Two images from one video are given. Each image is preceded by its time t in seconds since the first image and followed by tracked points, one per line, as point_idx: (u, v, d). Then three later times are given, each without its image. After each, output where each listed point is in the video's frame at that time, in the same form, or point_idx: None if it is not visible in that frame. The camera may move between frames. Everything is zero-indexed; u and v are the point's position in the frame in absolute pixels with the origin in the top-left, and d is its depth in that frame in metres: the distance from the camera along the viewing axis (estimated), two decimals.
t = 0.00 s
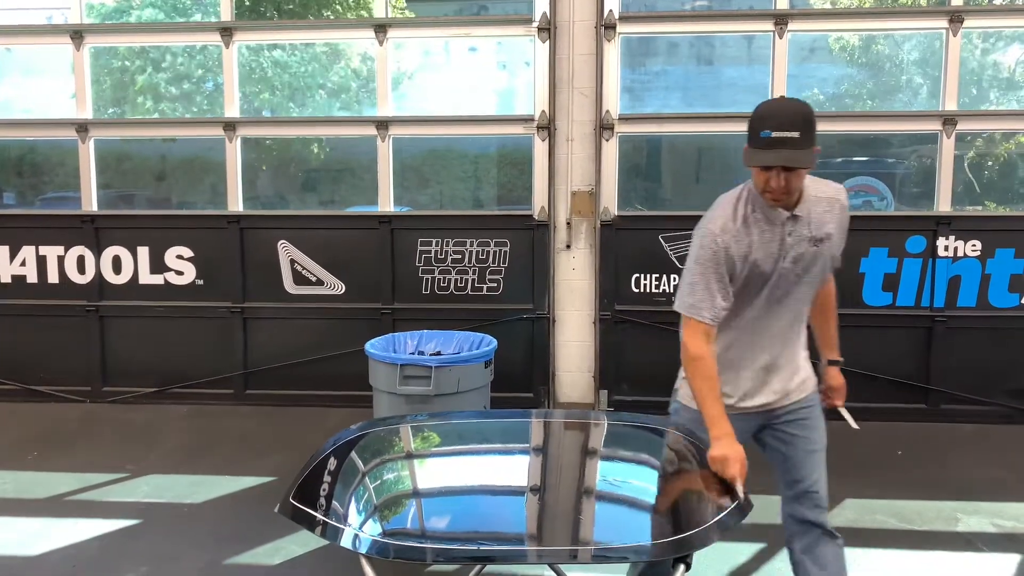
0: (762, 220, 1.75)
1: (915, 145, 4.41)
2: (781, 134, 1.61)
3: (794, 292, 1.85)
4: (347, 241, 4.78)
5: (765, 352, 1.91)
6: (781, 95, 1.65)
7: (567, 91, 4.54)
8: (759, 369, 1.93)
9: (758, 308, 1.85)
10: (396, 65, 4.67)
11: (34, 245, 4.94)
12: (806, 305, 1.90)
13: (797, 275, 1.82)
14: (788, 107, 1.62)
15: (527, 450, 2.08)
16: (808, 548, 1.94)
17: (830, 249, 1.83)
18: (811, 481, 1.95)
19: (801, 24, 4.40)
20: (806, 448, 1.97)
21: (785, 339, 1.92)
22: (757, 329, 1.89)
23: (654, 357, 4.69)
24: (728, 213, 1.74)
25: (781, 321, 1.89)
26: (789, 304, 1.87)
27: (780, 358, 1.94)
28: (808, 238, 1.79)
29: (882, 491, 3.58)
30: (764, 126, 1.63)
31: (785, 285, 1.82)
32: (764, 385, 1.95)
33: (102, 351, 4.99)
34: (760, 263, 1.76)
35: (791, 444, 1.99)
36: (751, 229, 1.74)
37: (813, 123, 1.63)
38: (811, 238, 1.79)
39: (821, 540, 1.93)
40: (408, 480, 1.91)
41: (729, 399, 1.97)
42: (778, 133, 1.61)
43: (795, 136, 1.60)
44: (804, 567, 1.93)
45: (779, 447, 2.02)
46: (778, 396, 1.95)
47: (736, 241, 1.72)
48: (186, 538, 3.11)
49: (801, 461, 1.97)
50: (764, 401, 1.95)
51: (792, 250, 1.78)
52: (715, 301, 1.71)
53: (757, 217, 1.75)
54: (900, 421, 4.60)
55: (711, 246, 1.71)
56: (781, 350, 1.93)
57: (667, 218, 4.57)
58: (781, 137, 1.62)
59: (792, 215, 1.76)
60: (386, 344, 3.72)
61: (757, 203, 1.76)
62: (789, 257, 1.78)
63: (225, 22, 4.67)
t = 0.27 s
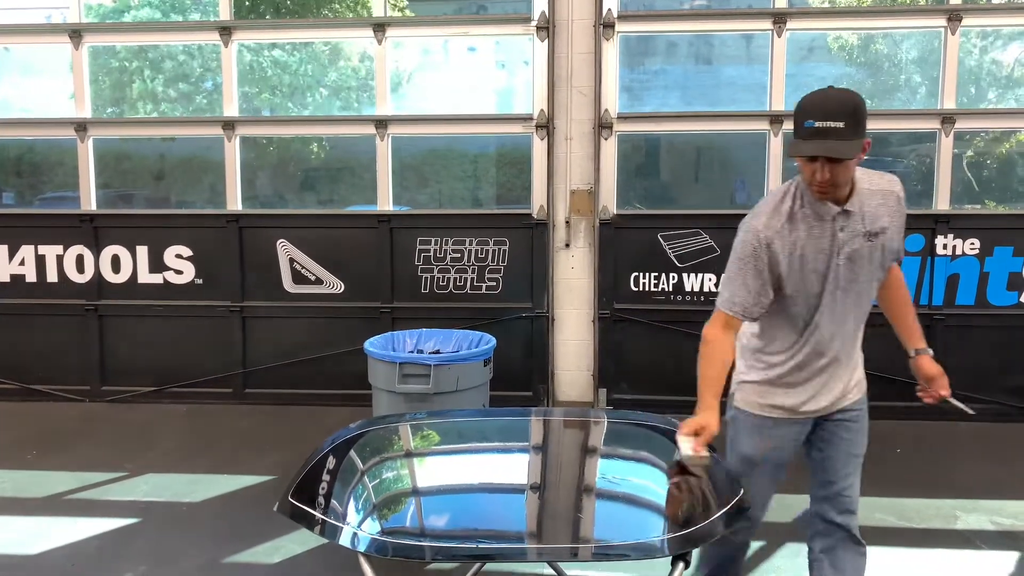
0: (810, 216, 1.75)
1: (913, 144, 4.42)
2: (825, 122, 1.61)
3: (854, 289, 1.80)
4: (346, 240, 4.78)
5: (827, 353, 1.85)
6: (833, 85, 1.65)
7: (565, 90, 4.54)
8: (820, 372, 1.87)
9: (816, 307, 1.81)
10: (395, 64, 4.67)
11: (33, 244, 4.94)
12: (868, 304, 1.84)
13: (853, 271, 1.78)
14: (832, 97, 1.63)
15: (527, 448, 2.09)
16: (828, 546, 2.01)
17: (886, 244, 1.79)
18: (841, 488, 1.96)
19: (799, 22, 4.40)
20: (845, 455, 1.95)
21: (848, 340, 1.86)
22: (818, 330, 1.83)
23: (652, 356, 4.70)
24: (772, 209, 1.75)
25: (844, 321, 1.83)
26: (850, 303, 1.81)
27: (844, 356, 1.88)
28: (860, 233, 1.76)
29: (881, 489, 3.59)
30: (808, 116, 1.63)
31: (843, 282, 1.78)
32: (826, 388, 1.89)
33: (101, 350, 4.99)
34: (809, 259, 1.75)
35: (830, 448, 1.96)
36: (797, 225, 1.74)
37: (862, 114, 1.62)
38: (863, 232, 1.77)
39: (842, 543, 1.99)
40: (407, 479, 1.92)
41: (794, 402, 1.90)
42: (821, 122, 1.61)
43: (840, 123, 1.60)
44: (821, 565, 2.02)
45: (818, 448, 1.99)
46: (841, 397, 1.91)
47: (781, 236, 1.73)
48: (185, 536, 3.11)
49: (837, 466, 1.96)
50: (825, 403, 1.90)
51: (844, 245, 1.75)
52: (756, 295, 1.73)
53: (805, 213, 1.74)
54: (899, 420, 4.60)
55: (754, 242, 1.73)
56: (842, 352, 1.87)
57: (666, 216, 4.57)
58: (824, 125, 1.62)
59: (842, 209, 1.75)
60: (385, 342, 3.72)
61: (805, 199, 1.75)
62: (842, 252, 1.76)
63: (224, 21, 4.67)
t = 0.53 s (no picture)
0: (825, 217, 1.71)
1: (912, 143, 4.42)
2: (832, 123, 1.57)
3: (877, 291, 1.74)
4: (346, 239, 4.78)
5: (855, 356, 1.79)
6: (842, 85, 1.62)
7: (564, 89, 4.54)
8: (845, 377, 1.81)
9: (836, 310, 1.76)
10: (394, 63, 4.67)
11: (32, 243, 4.94)
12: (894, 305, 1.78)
13: (875, 271, 1.73)
14: (837, 97, 1.60)
15: (526, 448, 2.08)
16: (839, 548, 1.98)
17: (907, 243, 1.74)
18: (862, 492, 1.93)
19: (798, 21, 4.40)
20: (867, 459, 1.91)
21: (874, 343, 1.79)
22: (843, 332, 1.78)
23: (652, 354, 4.70)
24: (785, 212, 1.73)
25: (870, 324, 1.77)
26: (875, 305, 1.75)
27: (871, 358, 1.82)
28: (879, 232, 1.72)
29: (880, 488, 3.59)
30: (814, 117, 1.60)
31: (864, 283, 1.73)
32: (852, 393, 1.84)
33: (100, 350, 4.98)
34: (827, 261, 1.71)
35: (852, 451, 1.92)
36: (812, 227, 1.71)
37: (871, 114, 1.58)
38: (881, 232, 1.72)
39: (856, 546, 1.96)
40: (406, 477, 1.91)
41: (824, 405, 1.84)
42: (828, 122, 1.58)
43: (846, 124, 1.56)
44: (830, 567, 1.99)
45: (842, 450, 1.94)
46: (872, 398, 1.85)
47: (795, 239, 1.69)
48: (184, 536, 3.11)
49: (860, 470, 1.92)
50: (851, 407, 1.85)
51: (862, 245, 1.71)
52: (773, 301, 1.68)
53: (820, 214, 1.71)
54: (899, 419, 4.60)
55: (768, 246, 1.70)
56: (870, 356, 1.81)
57: (665, 215, 4.57)
58: (830, 126, 1.58)
59: (856, 210, 1.71)
60: (384, 341, 3.72)
61: (818, 200, 1.72)
62: (860, 253, 1.71)
63: (223, 20, 4.66)
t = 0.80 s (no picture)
0: (832, 211, 1.68)
1: (912, 143, 4.42)
2: (831, 114, 1.57)
3: (887, 286, 1.71)
4: (345, 239, 4.78)
5: (867, 352, 1.75)
6: (842, 78, 1.62)
7: (564, 88, 4.53)
8: (857, 376, 1.77)
9: (845, 306, 1.72)
10: (394, 63, 4.66)
11: (31, 242, 4.93)
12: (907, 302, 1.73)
13: (885, 266, 1.69)
14: (838, 89, 1.59)
15: (527, 448, 2.08)
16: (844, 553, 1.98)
17: (920, 237, 1.70)
18: (873, 500, 1.92)
19: (798, 20, 4.39)
20: (878, 468, 1.88)
21: (886, 341, 1.75)
22: (854, 328, 1.73)
23: (651, 354, 4.69)
24: (791, 207, 1.71)
25: (881, 321, 1.73)
26: (886, 301, 1.71)
27: (885, 357, 1.77)
28: (889, 227, 1.68)
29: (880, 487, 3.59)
30: (813, 110, 1.60)
31: (873, 278, 1.69)
32: (865, 393, 1.79)
33: (100, 349, 4.98)
34: (834, 256, 1.68)
35: (864, 460, 1.88)
36: (818, 221, 1.68)
37: (873, 103, 1.57)
38: (892, 225, 1.68)
39: (862, 554, 1.97)
40: (406, 477, 1.91)
41: (836, 404, 1.80)
42: (828, 114, 1.57)
43: (845, 114, 1.56)
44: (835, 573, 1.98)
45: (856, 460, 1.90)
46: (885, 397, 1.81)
47: (799, 234, 1.68)
48: (184, 536, 3.10)
49: (872, 479, 1.90)
50: (863, 408, 1.80)
51: (871, 240, 1.68)
52: (772, 293, 1.69)
53: (827, 208, 1.68)
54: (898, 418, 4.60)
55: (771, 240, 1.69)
56: (883, 354, 1.76)
57: (665, 215, 4.57)
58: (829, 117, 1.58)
59: (865, 202, 1.67)
60: (384, 341, 3.71)
61: (825, 194, 1.70)
62: (869, 247, 1.68)
63: (223, 19, 4.66)
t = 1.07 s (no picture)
0: (825, 210, 1.54)
1: (913, 143, 4.42)
2: (812, 111, 1.43)
3: (886, 290, 1.56)
4: (345, 239, 4.78)
5: (865, 362, 1.60)
6: (824, 68, 1.46)
7: (565, 87, 4.53)
8: (854, 389, 1.62)
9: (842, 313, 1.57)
10: (394, 62, 4.66)
11: (31, 242, 4.93)
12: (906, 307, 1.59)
13: (882, 268, 1.55)
14: (821, 81, 1.44)
15: (528, 448, 2.08)
16: (849, 571, 1.83)
17: (919, 237, 1.56)
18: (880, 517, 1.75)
19: (799, 20, 4.39)
20: (883, 489, 1.72)
21: (886, 350, 1.60)
22: (851, 336, 1.58)
23: (652, 354, 4.69)
24: (779, 207, 1.57)
25: (879, 328, 1.58)
26: (884, 306, 1.57)
27: (885, 367, 1.62)
28: (886, 226, 1.54)
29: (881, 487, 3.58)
30: (794, 106, 1.46)
31: (870, 282, 1.55)
32: (863, 407, 1.64)
33: (99, 349, 4.97)
34: (829, 257, 1.54)
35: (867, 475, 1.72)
36: (810, 220, 1.54)
37: (857, 96, 1.42)
38: (889, 223, 1.54)
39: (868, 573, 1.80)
40: (407, 477, 1.91)
41: (832, 420, 1.64)
42: (809, 110, 1.43)
43: (827, 110, 1.41)
44: None
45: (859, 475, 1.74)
46: (886, 412, 1.66)
47: (791, 235, 1.53)
48: (184, 537, 3.10)
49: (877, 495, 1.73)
50: (863, 423, 1.65)
51: (867, 240, 1.54)
52: (761, 299, 1.55)
53: (818, 207, 1.54)
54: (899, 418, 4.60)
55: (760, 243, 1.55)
56: (882, 365, 1.61)
57: (665, 215, 4.57)
58: (810, 114, 1.44)
59: (858, 201, 1.53)
60: (385, 341, 3.71)
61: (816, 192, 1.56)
62: (865, 248, 1.54)
63: (223, 19, 4.65)
